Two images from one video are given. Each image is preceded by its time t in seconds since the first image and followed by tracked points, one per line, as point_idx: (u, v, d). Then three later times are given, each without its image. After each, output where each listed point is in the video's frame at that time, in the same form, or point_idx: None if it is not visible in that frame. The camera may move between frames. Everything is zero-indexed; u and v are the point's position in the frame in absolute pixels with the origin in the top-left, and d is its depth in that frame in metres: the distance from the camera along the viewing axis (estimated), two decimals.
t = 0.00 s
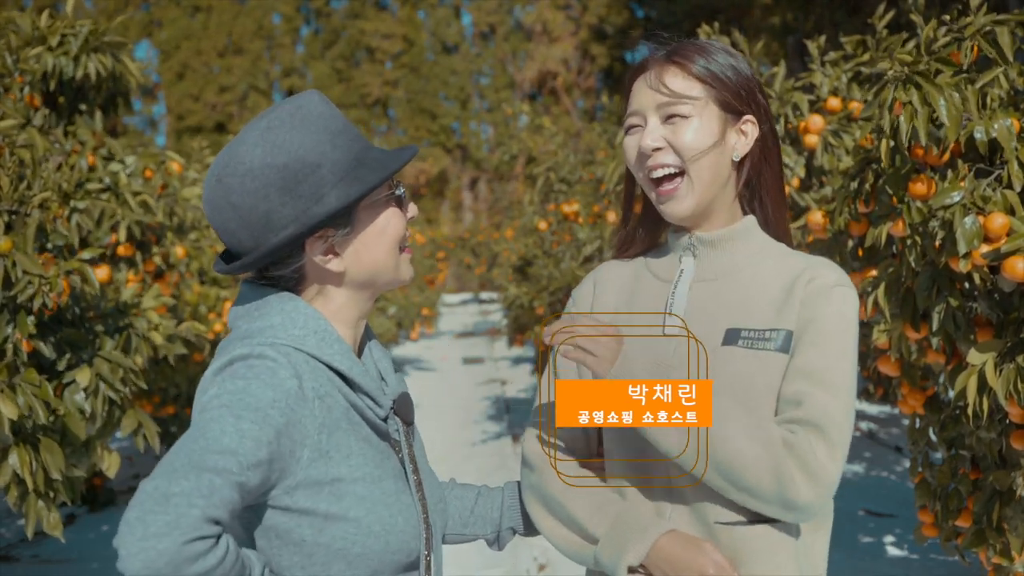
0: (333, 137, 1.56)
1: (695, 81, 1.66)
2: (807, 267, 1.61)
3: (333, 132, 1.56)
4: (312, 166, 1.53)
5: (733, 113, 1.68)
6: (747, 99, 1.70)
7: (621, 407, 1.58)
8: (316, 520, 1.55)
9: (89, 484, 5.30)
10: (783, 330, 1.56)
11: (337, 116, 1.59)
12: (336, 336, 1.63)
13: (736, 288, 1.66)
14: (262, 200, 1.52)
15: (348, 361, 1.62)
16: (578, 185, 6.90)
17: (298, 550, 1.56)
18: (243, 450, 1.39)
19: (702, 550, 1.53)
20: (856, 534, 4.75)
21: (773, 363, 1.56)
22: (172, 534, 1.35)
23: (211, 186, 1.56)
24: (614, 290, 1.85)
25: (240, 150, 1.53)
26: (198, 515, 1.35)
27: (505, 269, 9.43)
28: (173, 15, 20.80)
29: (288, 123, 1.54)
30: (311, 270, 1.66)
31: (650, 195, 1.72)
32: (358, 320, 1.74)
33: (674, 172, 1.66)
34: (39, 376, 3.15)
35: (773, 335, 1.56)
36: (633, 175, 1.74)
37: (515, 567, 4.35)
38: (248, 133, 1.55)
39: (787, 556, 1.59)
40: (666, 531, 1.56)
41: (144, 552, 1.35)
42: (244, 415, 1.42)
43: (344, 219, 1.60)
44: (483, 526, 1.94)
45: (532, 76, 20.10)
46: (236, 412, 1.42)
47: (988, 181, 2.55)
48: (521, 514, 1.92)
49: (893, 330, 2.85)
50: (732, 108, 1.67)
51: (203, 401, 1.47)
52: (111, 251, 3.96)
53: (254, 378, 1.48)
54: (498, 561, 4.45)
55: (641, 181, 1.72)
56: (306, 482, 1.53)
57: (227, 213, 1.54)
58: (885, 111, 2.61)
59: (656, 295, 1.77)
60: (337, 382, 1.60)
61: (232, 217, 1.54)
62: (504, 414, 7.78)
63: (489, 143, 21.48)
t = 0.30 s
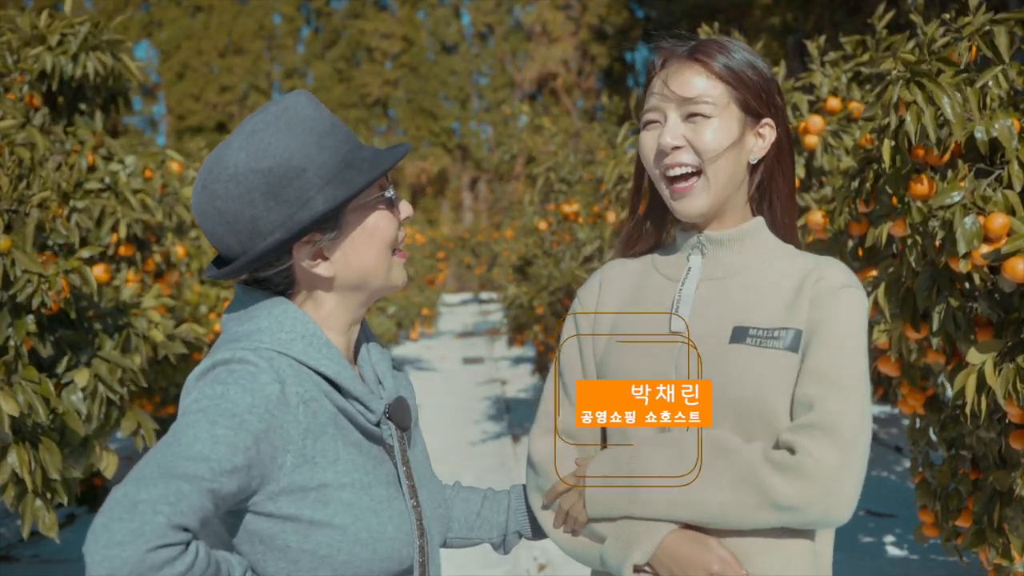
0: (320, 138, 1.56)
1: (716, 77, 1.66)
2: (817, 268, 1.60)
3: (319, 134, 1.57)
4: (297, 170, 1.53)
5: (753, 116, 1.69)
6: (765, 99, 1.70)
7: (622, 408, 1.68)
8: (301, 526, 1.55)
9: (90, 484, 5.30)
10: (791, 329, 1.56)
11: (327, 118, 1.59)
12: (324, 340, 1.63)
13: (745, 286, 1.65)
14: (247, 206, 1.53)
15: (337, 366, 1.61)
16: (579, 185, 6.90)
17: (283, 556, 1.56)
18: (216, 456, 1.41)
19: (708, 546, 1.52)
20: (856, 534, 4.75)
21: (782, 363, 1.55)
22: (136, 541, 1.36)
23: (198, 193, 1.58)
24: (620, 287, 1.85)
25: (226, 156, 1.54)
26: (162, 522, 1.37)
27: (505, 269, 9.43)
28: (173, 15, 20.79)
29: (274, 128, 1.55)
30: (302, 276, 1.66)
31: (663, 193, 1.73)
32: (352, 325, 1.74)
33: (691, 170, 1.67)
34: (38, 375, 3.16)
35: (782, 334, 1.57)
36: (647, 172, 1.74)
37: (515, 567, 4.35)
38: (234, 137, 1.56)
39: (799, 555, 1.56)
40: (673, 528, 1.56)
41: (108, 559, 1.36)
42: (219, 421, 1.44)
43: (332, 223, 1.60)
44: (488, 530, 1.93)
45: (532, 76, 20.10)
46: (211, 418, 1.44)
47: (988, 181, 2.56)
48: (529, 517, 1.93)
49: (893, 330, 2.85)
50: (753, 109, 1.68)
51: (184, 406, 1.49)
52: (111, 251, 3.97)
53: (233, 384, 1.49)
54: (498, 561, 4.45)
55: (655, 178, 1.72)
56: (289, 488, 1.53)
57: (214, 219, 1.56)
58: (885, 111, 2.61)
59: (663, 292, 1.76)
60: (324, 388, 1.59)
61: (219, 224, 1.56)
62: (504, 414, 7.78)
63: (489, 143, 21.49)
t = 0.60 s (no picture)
0: (306, 146, 1.57)
1: (732, 81, 1.68)
2: (817, 269, 1.62)
3: (306, 141, 1.57)
4: (284, 179, 1.53)
5: (767, 122, 1.73)
6: (772, 104, 1.72)
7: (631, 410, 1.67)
8: (300, 526, 1.55)
9: (90, 484, 5.30)
10: (797, 329, 1.57)
11: (314, 125, 1.60)
12: (317, 342, 1.63)
13: (749, 286, 1.66)
14: (236, 214, 1.53)
15: (330, 367, 1.62)
16: (578, 185, 6.90)
17: (283, 556, 1.56)
18: (209, 460, 1.40)
19: (718, 546, 1.53)
20: (856, 534, 4.75)
21: (789, 362, 1.57)
22: (129, 546, 1.33)
23: (186, 201, 1.58)
24: (616, 285, 1.82)
25: (213, 165, 1.54)
26: (155, 526, 1.34)
27: (505, 269, 9.43)
28: (173, 15, 20.77)
29: (260, 136, 1.55)
30: (291, 283, 1.67)
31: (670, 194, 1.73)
32: (345, 331, 1.74)
33: (707, 172, 1.67)
34: (38, 377, 3.17)
35: (787, 333, 1.58)
36: (655, 172, 1.74)
37: (515, 567, 4.35)
38: (221, 146, 1.57)
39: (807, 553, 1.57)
40: (683, 529, 1.56)
41: (101, 564, 1.33)
42: (210, 425, 1.43)
43: (319, 230, 1.61)
44: (488, 533, 1.93)
45: (532, 76, 20.07)
46: (202, 423, 1.43)
47: (989, 181, 2.56)
48: (531, 522, 1.92)
49: (894, 331, 2.86)
50: (767, 116, 1.72)
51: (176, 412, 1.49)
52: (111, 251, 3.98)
53: (224, 388, 1.49)
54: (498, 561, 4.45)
55: (665, 179, 1.72)
56: (286, 489, 1.53)
57: (203, 227, 1.56)
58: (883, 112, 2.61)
59: (663, 293, 1.75)
60: (318, 388, 1.60)
61: (207, 232, 1.56)
62: (504, 414, 7.78)
63: (488, 143, 21.50)
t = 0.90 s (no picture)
0: (299, 146, 1.57)
1: (736, 82, 1.68)
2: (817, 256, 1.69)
3: (299, 141, 1.57)
4: (275, 178, 1.54)
5: (768, 126, 1.73)
6: (772, 107, 1.72)
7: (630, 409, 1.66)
8: (293, 522, 1.55)
9: (90, 485, 5.30)
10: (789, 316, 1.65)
11: (308, 125, 1.60)
12: (309, 338, 1.64)
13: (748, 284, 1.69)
14: (227, 212, 1.53)
15: (323, 363, 1.62)
16: (578, 185, 6.90)
17: (278, 551, 1.56)
18: (195, 454, 1.40)
19: (720, 546, 1.53)
20: (856, 534, 4.75)
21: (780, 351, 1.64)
22: (113, 538, 1.33)
23: (180, 198, 1.58)
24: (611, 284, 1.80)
25: (205, 164, 1.55)
26: (138, 519, 1.34)
27: (505, 269, 9.43)
28: (173, 15, 20.75)
29: (252, 135, 1.55)
30: (282, 282, 1.67)
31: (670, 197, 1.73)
32: (338, 329, 1.75)
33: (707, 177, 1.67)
34: (36, 376, 3.18)
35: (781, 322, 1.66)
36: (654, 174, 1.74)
37: (514, 567, 4.35)
38: (215, 144, 1.57)
39: (807, 551, 1.59)
40: (685, 530, 1.56)
41: (86, 557, 1.33)
42: (198, 420, 1.44)
43: (309, 229, 1.61)
44: (487, 535, 1.93)
45: (532, 76, 20.05)
46: (189, 418, 1.44)
47: (988, 181, 2.56)
48: (529, 523, 1.92)
49: (893, 331, 2.86)
50: (768, 119, 1.72)
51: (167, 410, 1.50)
52: (111, 251, 4.00)
53: (213, 384, 1.50)
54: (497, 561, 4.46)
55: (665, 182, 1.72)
56: (278, 484, 1.54)
57: (195, 224, 1.57)
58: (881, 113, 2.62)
59: (663, 293, 1.75)
60: (311, 384, 1.60)
61: (199, 229, 1.56)
62: (504, 414, 7.79)
63: (489, 143, 21.50)
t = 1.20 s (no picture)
0: (287, 145, 1.57)
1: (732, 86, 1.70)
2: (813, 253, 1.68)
3: (286, 141, 1.58)
4: (262, 177, 1.54)
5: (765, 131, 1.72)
6: (771, 111, 1.73)
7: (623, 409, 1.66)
8: (278, 518, 1.56)
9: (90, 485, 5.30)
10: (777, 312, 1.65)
11: (297, 125, 1.60)
12: (297, 336, 1.64)
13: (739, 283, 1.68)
14: (217, 212, 1.55)
15: (310, 361, 1.63)
16: (578, 185, 6.90)
17: (262, 547, 1.56)
18: (176, 445, 1.41)
19: (710, 542, 1.54)
20: (857, 534, 4.75)
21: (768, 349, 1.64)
22: (89, 525, 1.32)
23: (173, 200, 1.60)
24: (603, 287, 1.81)
25: (195, 165, 1.56)
26: (116, 508, 1.33)
27: (505, 269, 9.43)
28: (173, 15, 20.68)
29: (240, 136, 1.56)
30: (275, 280, 1.70)
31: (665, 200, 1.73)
32: (332, 326, 1.76)
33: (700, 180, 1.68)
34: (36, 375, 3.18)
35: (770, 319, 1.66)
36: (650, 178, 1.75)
37: (515, 567, 4.36)
38: (205, 145, 1.58)
39: (801, 540, 1.56)
40: (676, 528, 1.57)
41: (60, 543, 1.32)
42: (181, 412, 1.45)
43: (297, 226, 1.62)
44: (484, 539, 1.93)
45: (532, 76, 20.05)
46: (172, 411, 1.45)
47: (987, 182, 2.56)
48: (524, 525, 1.92)
49: (893, 331, 2.86)
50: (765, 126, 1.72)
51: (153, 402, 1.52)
52: (111, 251, 4.01)
53: (197, 378, 1.52)
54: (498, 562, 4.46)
55: (660, 184, 1.73)
56: (262, 480, 1.55)
57: (187, 225, 1.58)
58: (879, 113, 2.62)
59: (654, 294, 1.75)
60: (297, 381, 1.61)
61: (191, 231, 1.58)
62: (504, 414, 7.79)
63: (488, 143, 21.50)
